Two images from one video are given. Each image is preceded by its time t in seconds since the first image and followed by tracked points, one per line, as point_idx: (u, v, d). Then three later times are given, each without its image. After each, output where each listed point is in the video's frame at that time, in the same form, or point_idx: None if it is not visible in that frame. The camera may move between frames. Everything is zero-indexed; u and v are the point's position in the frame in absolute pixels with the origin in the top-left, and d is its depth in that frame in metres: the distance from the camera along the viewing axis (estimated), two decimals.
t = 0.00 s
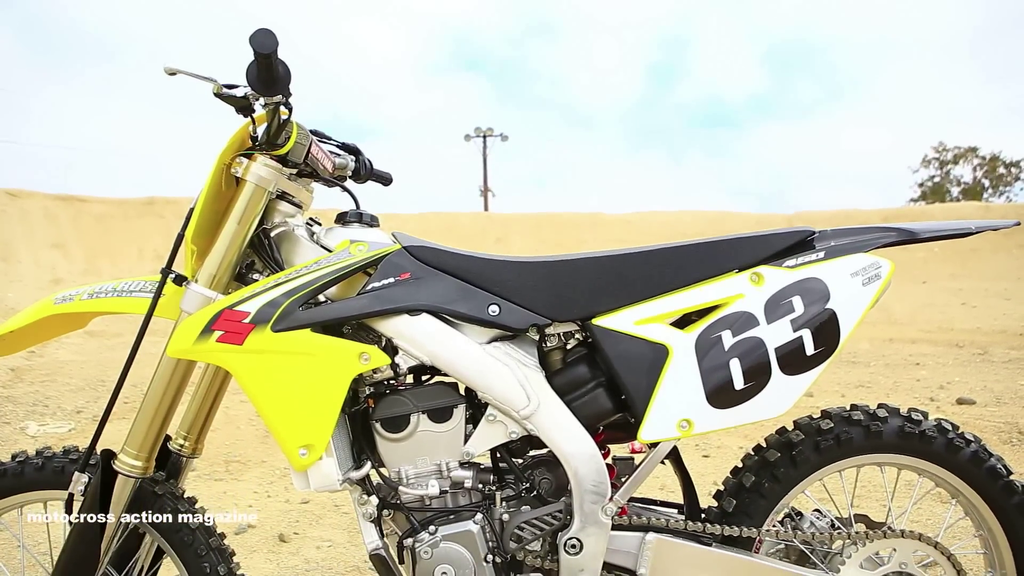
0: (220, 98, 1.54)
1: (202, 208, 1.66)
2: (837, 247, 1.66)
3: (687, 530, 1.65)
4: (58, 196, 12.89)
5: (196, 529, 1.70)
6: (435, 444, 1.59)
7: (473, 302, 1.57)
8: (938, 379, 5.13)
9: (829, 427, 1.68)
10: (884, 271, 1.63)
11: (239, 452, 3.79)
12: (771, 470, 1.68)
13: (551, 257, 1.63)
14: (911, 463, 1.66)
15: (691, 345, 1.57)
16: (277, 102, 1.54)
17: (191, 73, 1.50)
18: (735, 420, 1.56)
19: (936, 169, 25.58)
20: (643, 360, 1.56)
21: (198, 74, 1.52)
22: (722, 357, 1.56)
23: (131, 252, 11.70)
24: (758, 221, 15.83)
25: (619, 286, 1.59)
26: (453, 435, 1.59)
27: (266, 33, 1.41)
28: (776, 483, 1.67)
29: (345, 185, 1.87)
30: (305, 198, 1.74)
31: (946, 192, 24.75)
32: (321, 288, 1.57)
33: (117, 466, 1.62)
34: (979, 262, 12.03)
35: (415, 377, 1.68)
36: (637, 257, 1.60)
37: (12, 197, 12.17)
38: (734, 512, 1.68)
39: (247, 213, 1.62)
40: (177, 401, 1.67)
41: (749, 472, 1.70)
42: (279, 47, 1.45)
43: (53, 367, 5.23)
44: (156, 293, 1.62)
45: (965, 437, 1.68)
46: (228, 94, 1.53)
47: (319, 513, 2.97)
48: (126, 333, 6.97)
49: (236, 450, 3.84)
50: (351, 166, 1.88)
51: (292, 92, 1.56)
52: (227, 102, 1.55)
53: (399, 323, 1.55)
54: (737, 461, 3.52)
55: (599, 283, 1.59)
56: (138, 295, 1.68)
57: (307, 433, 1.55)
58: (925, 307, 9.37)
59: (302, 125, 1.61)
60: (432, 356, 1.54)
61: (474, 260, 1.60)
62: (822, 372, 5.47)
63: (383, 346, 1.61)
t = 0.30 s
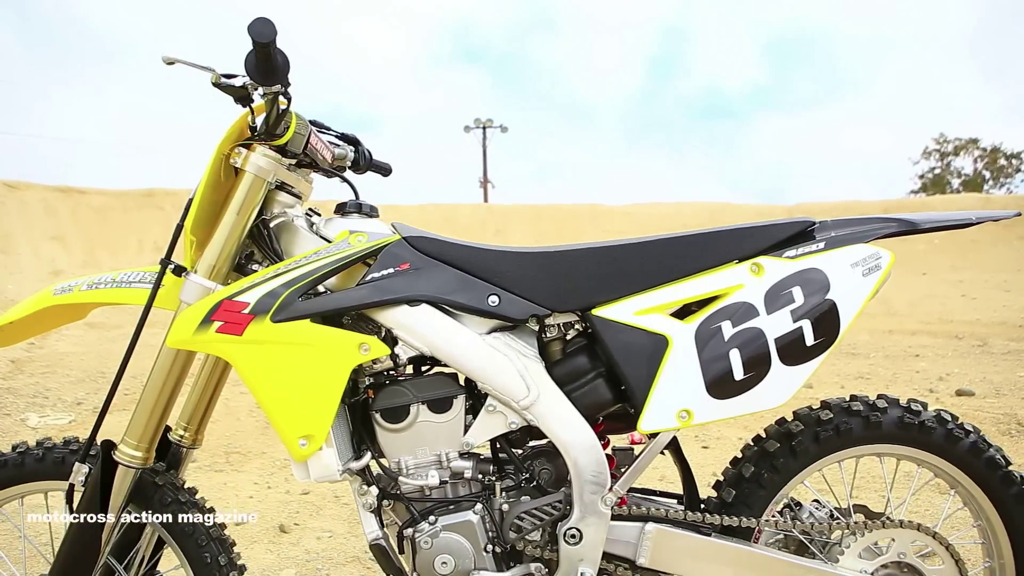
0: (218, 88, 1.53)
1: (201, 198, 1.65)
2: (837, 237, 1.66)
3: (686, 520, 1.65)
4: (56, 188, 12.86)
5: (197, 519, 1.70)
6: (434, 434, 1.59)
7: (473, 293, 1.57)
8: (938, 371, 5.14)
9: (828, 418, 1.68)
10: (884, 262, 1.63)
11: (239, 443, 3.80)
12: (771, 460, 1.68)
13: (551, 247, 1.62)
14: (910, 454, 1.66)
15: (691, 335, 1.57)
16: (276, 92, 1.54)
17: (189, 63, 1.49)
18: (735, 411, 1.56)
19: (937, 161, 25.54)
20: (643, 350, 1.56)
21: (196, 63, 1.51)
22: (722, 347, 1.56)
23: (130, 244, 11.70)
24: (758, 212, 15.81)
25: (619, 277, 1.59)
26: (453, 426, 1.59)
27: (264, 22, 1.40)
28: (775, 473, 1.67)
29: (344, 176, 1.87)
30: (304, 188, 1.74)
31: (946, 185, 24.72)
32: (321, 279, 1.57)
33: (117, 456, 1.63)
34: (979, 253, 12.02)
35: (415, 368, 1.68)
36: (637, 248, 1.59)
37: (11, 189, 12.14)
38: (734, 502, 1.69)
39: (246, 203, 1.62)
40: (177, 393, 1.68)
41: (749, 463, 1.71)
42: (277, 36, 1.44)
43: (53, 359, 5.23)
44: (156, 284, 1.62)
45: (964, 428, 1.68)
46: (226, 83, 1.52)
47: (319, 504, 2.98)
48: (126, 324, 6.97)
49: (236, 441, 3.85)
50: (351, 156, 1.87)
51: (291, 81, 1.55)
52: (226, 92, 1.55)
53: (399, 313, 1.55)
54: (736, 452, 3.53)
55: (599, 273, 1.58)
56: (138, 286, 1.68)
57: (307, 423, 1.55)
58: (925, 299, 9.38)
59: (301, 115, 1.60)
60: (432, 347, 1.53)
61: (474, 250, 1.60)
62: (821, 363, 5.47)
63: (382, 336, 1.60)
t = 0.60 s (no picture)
0: (216, 77, 1.53)
1: (200, 188, 1.65)
2: (837, 228, 1.66)
3: (686, 509, 1.65)
4: (55, 179, 12.83)
5: (197, 509, 1.69)
6: (434, 424, 1.59)
7: (472, 283, 1.56)
8: (937, 362, 5.15)
9: (828, 408, 1.68)
10: (884, 252, 1.62)
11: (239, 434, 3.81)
12: (770, 450, 1.69)
13: (551, 237, 1.62)
14: (909, 443, 1.67)
15: (691, 325, 1.57)
16: (275, 81, 1.53)
17: (188, 51, 1.48)
18: (735, 401, 1.56)
19: (938, 154, 25.49)
20: (643, 340, 1.56)
21: (194, 52, 1.50)
22: (722, 337, 1.56)
23: (129, 235, 11.68)
24: (758, 204, 15.77)
25: (618, 267, 1.58)
26: (453, 416, 1.59)
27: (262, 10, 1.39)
28: (775, 463, 1.67)
29: (343, 166, 1.86)
30: (303, 178, 1.74)
31: (947, 178, 24.68)
32: (320, 269, 1.57)
33: (117, 447, 1.63)
34: (979, 244, 12.01)
35: (414, 358, 1.68)
36: (637, 238, 1.59)
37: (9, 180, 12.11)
38: (733, 492, 1.69)
39: (245, 193, 1.62)
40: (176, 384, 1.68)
41: (748, 453, 1.71)
42: (276, 24, 1.43)
43: (53, 350, 5.23)
44: (155, 274, 1.62)
45: (963, 419, 1.69)
46: (224, 72, 1.52)
47: (320, 495, 2.99)
48: (126, 315, 6.97)
49: (236, 431, 3.86)
50: (350, 146, 1.87)
51: (290, 71, 1.55)
52: (224, 81, 1.54)
53: (399, 303, 1.55)
54: (735, 443, 3.54)
55: (598, 263, 1.58)
56: (137, 276, 1.68)
57: (307, 414, 1.55)
58: (925, 290, 9.37)
59: (300, 105, 1.60)
60: (432, 337, 1.53)
61: (473, 240, 1.59)
62: (821, 354, 5.48)
63: (382, 327, 1.60)
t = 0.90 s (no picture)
0: (214, 65, 1.52)
1: (199, 177, 1.64)
2: (837, 217, 1.65)
3: (685, 498, 1.66)
4: (54, 170, 12.79)
5: (198, 498, 1.69)
6: (434, 413, 1.59)
7: (472, 272, 1.56)
8: (937, 352, 5.15)
9: (827, 397, 1.68)
10: (885, 241, 1.62)
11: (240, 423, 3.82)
12: (769, 439, 1.69)
13: (551, 226, 1.62)
14: (908, 432, 1.67)
15: (691, 314, 1.57)
16: (273, 69, 1.52)
17: (185, 39, 1.47)
18: (735, 389, 1.56)
19: (938, 145, 25.43)
20: (643, 329, 1.56)
21: (192, 40, 1.49)
22: (722, 326, 1.56)
23: (128, 226, 11.65)
24: (758, 195, 15.75)
25: (619, 256, 1.58)
26: (453, 405, 1.59)
27: None
28: (774, 452, 1.67)
29: (343, 155, 1.85)
30: (302, 167, 1.73)
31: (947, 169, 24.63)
32: (319, 258, 1.56)
33: (118, 436, 1.63)
34: (980, 235, 12.00)
35: (414, 347, 1.68)
36: (637, 227, 1.59)
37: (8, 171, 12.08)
38: (733, 481, 1.69)
39: (244, 181, 1.61)
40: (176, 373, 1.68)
41: (748, 442, 1.71)
42: (274, 11, 1.42)
43: (53, 340, 5.23)
44: (154, 263, 1.61)
45: (963, 408, 1.69)
46: (223, 60, 1.51)
47: (320, 484, 2.99)
48: (126, 305, 6.97)
49: (236, 421, 3.86)
50: (349, 135, 1.86)
51: (288, 59, 1.54)
52: (223, 69, 1.53)
53: (398, 292, 1.55)
54: (735, 432, 3.55)
55: (598, 252, 1.58)
56: (136, 265, 1.67)
57: (307, 402, 1.55)
58: (925, 280, 9.37)
59: (298, 93, 1.59)
60: (432, 325, 1.53)
61: (473, 229, 1.59)
62: (821, 344, 5.48)
63: (381, 316, 1.60)
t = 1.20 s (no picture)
0: (213, 53, 1.51)
1: (197, 166, 1.64)
2: (838, 206, 1.65)
3: (685, 487, 1.66)
4: (53, 161, 12.76)
5: (198, 487, 1.69)
6: (434, 402, 1.59)
7: (472, 261, 1.56)
8: (936, 342, 5.16)
9: (827, 386, 1.68)
10: (885, 230, 1.62)
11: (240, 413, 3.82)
12: (768, 429, 1.69)
13: (551, 215, 1.61)
14: (907, 422, 1.67)
15: (691, 303, 1.57)
16: (272, 57, 1.51)
17: (183, 26, 1.47)
18: (735, 378, 1.56)
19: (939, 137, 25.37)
20: (643, 318, 1.56)
21: (190, 27, 1.48)
22: (722, 315, 1.56)
23: (128, 216, 11.63)
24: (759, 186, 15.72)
25: (619, 245, 1.58)
26: (453, 394, 1.60)
27: None
28: (773, 441, 1.68)
29: (342, 144, 1.85)
30: (301, 155, 1.73)
31: (948, 161, 24.58)
32: (319, 247, 1.56)
33: (118, 425, 1.63)
34: (980, 225, 11.98)
35: (414, 337, 1.68)
36: (637, 216, 1.58)
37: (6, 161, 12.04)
38: (732, 470, 1.69)
39: (243, 170, 1.61)
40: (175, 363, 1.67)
41: (747, 431, 1.71)
42: None
43: (53, 330, 5.23)
44: (153, 253, 1.61)
45: (962, 397, 1.69)
46: (221, 48, 1.50)
47: (320, 474, 3.00)
48: (126, 296, 6.96)
49: (236, 411, 3.87)
50: (348, 124, 1.85)
51: (287, 46, 1.53)
52: (221, 57, 1.52)
53: (398, 281, 1.54)
54: (734, 422, 3.56)
55: (599, 241, 1.58)
56: (135, 255, 1.67)
57: (307, 391, 1.55)
58: (925, 271, 9.36)
59: (297, 81, 1.58)
60: (431, 315, 1.53)
61: (472, 218, 1.59)
62: (821, 334, 5.48)
63: (381, 305, 1.60)
